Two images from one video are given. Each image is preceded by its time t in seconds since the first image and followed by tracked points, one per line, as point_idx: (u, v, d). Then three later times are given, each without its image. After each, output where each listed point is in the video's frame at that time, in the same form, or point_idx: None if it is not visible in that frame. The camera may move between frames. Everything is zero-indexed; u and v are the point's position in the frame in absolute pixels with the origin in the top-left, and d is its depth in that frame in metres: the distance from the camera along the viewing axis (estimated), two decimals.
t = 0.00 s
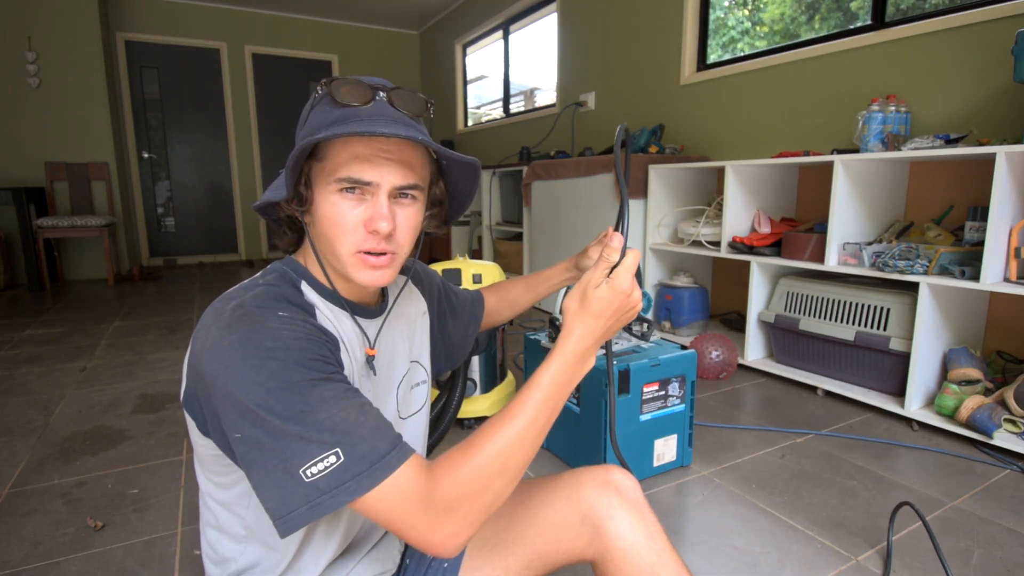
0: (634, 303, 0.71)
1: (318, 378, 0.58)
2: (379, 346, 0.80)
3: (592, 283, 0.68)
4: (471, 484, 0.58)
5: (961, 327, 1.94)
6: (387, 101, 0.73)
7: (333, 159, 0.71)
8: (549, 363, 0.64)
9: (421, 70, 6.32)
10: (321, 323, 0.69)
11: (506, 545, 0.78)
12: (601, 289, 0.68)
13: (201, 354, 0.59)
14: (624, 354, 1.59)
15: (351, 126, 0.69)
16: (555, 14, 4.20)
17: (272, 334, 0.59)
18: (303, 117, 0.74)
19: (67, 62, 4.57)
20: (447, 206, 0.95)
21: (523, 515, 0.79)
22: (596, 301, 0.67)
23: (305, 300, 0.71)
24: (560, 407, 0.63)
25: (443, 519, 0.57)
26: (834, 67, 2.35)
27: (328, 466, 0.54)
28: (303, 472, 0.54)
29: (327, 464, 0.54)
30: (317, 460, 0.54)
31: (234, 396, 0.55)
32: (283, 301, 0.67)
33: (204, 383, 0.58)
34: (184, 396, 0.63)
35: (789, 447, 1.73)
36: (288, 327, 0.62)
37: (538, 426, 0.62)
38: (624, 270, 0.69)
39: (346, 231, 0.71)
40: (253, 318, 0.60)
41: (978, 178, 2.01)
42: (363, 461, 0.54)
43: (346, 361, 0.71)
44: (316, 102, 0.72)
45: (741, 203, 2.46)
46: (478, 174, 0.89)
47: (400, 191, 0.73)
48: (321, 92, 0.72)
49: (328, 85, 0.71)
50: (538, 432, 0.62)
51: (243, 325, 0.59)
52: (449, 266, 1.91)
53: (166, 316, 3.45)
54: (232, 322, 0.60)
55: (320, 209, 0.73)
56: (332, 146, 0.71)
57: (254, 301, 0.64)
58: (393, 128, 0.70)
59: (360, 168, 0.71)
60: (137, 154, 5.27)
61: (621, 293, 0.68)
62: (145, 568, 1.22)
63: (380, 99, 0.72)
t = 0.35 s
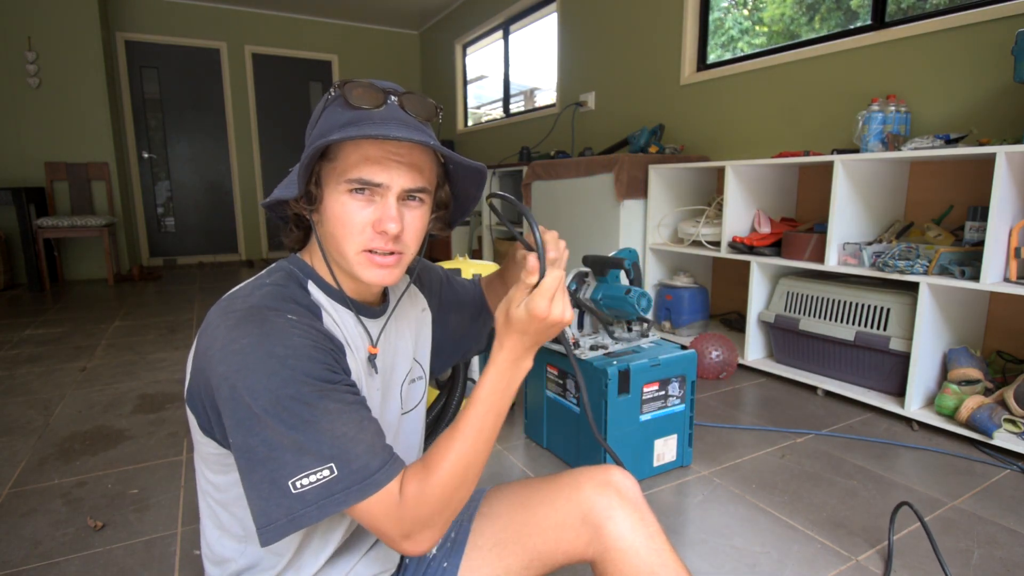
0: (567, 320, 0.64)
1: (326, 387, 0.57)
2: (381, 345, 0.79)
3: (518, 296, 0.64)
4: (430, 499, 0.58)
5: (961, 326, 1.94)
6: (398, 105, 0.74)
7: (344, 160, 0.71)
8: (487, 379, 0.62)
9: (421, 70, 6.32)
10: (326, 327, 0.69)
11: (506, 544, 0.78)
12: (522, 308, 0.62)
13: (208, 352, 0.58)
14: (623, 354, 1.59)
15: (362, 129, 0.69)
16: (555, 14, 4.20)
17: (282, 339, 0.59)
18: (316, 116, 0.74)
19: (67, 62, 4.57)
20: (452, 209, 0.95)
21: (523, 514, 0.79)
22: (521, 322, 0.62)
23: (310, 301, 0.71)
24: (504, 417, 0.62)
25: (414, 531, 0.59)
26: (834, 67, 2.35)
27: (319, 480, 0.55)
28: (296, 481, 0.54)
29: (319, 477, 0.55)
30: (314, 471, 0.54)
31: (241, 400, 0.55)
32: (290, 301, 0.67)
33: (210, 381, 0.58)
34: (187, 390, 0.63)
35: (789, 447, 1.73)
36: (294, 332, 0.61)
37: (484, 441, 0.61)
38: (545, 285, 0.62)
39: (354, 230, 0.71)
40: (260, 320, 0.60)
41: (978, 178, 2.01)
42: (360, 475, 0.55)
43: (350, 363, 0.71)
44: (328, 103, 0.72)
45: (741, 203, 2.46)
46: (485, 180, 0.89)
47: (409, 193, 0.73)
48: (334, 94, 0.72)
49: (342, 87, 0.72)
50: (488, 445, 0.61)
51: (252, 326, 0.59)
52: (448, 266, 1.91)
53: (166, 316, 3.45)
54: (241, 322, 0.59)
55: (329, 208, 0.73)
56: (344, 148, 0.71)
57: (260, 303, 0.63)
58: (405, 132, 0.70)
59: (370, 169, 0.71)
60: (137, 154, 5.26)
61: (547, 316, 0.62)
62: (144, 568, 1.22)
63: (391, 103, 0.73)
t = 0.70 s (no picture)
0: (564, 328, 0.62)
1: (301, 381, 0.58)
2: (372, 345, 0.79)
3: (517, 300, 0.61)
4: (409, 505, 0.56)
5: (961, 326, 1.94)
6: (395, 111, 0.73)
7: (339, 168, 0.71)
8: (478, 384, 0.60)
9: (421, 70, 6.32)
10: (310, 323, 0.69)
11: (505, 544, 0.78)
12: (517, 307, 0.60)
13: (191, 345, 0.60)
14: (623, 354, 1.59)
15: (357, 139, 0.69)
16: (555, 15, 4.20)
17: (259, 332, 0.59)
18: (311, 119, 0.73)
19: (67, 63, 4.57)
20: (448, 210, 0.94)
21: (522, 514, 0.79)
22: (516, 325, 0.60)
23: (297, 297, 0.71)
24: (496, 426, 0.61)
25: (393, 535, 0.57)
26: (834, 67, 2.35)
27: (295, 473, 0.54)
28: (270, 475, 0.54)
29: (294, 470, 0.54)
30: (287, 465, 0.54)
31: (218, 391, 0.56)
32: (275, 296, 0.68)
33: (193, 371, 0.59)
34: (179, 384, 0.65)
35: (789, 447, 1.73)
36: (275, 328, 0.61)
37: (470, 448, 0.59)
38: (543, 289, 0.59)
39: (347, 238, 0.71)
40: (242, 313, 0.61)
41: (978, 178, 2.01)
42: (332, 471, 0.54)
43: (335, 362, 0.70)
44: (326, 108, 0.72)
45: (741, 204, 2.46)
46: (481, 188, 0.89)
47: (403, 202, 0.73)
48: (331, 99, 0.72)
49: (338, 91, 0.71)
50: (475, 452, 0.60)
51: (232, 318, 0.60)
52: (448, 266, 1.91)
53: (166, 316, 3.45)
54: (221, 315, 0.60)
55: (323, 214, 0.73)
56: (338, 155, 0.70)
57: (246, 296, 0.64)
58: (401, 146, 0.69)
59: (365, 179, 0.70)
60: (137, 154, 5.26)
61: (543, 320, 0.59)
62: (145, 568, 1.22)
63: (388, 110, 0.73)
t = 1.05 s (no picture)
0: (568, 333, 0.63)
1: (301, 384, 0.57)
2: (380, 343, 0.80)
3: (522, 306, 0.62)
4: (410, 509, 0.56)
5: (961, 326, 1.94)
6: (399, 108, 0.74)
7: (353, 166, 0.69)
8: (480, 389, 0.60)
9: (421, 70, 6.32)
10: (309, 325, 0.69)
11: (504, 544, 0.78)
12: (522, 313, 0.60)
13: (191, 349, 0.60)
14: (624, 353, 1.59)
15: (372, 137, 0.68)
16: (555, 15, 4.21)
17: (259, 335, 0.59)
18: (315, 119, 0.71)
19: (68, 63, 4.57)
20: (444, 205, 0.95)
21: (522, 514, 0.79)
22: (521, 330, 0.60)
23: (297, 299, 0.71)
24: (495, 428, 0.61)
25: (392, 538, 0.57)
26: (834, 67, 2.35)
27: (293, 477, 0.54)
28: (268, 479, 0.54)
29: (292, 474, 0.54)
30: (286, 469, 0.54)
31: (217, 395, 0.56)
32: (274, 298, 0.68)
33: (192, 373, 0.59)
34: (178, 385, 0.65)
35: (789, 447, 1.73)
36: (276, 331, 0.61)
37: (472, 454, 0.59)
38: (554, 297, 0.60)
39: (366, 237, 0.70)
40: (241, 315, 0.61)
41: (978, 178, 2.01)
42: (331, 475, 0.54)
43: (333, 365, 0.70)
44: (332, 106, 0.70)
45: (741, 204, 2.46)
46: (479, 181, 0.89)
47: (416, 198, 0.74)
48: (338, 97, 0.71)
49: (346, 90, 0.70)
50: (476, 455, 0.60)
51: (229, 320, 0.60)
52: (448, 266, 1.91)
53: (166, 316, 3.45)
54: (220, 318, 0.60)
55: (336, 214, 0.71)
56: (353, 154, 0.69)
57: (246, 298, 0.64)
58: (418, 141, 0.70)
59: (382, 177, 0.70)
60: (137, 154, 5.26)
61: (548, 325, 0.60)
62: (144, 568, 1.22)
63: (393, 107, 0.73)
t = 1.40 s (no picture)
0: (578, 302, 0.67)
1: (298, 379, 0.58)
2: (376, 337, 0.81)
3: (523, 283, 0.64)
4: (414, 499, 0.56)
5: (961, 326, 1.94)
6: (374, 98, 0.74)
7: (324, 157, 0.71)
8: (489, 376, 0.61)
9: (421, 69, 6.32)
10: (305, 322, 0.69)
11: (503, 544, 0.78)
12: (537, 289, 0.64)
13: (187, 350, 0.60)
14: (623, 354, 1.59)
15: (342, 125, 0.69)
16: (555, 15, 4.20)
17: (256, 330, 0.59)
18: (291, 115, 0.74)
19: (68, 63, 4.58)
20: (434, 197, 0.95)
21: (521, 515, 0.79)
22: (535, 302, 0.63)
23: (292, 296, 0.71)
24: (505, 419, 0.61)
25: (397, 531, 0.57)
26: (834, 67, 2.35)
27: (295, 471, 0.54)
28: (270, 473, 0.54)
29: (294, 468, 0.54)
30: (287, 463, 0.54)
31: (216, 393, 0.56)
32: (270, 296, 0.68)
33: (189, 371, 0.60)
34: (177, 386, 0.65)
35: (789, 447, 1.73)
36: (273, 326, 0.61)
37: (479, 443, 0.59)
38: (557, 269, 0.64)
39: (338, 226, 0.71)
40: (237, 311, 0.61)
41: (978, 178, 2.01)
42: (332, 466, 0.54)
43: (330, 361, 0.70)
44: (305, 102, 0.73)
45: (741, 203, 2.46)
46: (465, 168, 0.89)
47: (392, 184, 0.73)
48: (308, 92, 0.72)
49: (316, 84, 0.72)
50: (484, 447, 0.60)
51: (225, 317, 0.60)
52: (448, 265, 1.91)
53: (166, 316, 3.46)
54: (215, 316, 0.60)
55: (312, 205, 0.73)
56: (323, 144, 0.71)
57: (243, 295, 0.64)
58: (385, 125, 0.70)
59: (351, 164, 0.71)
60: (137, 154, 5.27)
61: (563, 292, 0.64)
62: (144, 568, 1.22)
63: (367, 97, 0.73)
